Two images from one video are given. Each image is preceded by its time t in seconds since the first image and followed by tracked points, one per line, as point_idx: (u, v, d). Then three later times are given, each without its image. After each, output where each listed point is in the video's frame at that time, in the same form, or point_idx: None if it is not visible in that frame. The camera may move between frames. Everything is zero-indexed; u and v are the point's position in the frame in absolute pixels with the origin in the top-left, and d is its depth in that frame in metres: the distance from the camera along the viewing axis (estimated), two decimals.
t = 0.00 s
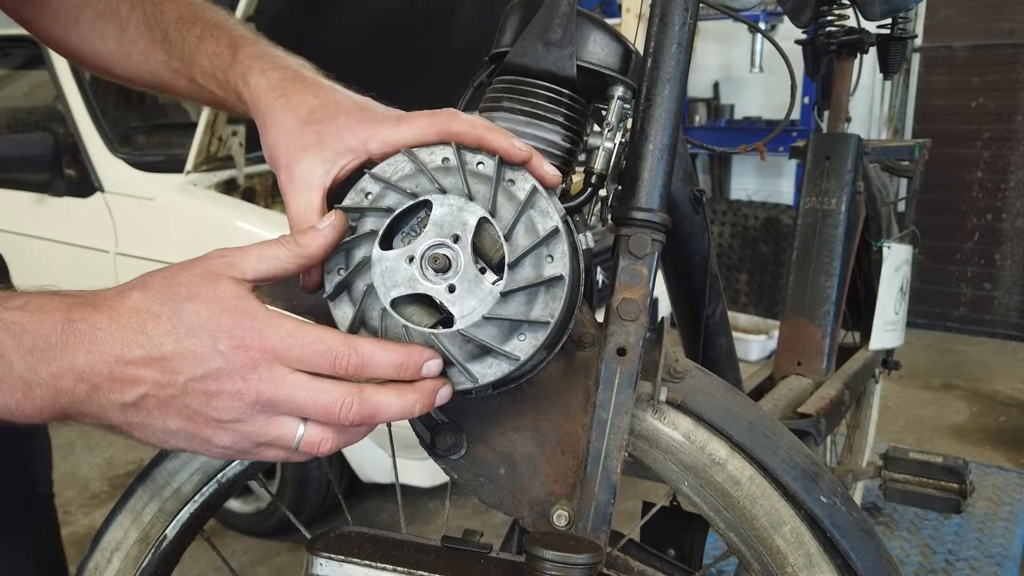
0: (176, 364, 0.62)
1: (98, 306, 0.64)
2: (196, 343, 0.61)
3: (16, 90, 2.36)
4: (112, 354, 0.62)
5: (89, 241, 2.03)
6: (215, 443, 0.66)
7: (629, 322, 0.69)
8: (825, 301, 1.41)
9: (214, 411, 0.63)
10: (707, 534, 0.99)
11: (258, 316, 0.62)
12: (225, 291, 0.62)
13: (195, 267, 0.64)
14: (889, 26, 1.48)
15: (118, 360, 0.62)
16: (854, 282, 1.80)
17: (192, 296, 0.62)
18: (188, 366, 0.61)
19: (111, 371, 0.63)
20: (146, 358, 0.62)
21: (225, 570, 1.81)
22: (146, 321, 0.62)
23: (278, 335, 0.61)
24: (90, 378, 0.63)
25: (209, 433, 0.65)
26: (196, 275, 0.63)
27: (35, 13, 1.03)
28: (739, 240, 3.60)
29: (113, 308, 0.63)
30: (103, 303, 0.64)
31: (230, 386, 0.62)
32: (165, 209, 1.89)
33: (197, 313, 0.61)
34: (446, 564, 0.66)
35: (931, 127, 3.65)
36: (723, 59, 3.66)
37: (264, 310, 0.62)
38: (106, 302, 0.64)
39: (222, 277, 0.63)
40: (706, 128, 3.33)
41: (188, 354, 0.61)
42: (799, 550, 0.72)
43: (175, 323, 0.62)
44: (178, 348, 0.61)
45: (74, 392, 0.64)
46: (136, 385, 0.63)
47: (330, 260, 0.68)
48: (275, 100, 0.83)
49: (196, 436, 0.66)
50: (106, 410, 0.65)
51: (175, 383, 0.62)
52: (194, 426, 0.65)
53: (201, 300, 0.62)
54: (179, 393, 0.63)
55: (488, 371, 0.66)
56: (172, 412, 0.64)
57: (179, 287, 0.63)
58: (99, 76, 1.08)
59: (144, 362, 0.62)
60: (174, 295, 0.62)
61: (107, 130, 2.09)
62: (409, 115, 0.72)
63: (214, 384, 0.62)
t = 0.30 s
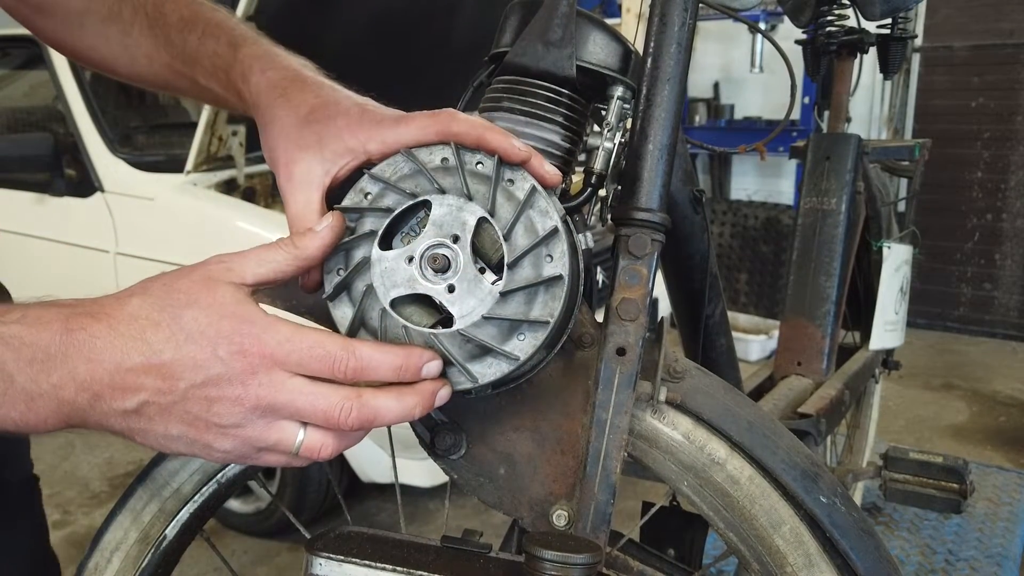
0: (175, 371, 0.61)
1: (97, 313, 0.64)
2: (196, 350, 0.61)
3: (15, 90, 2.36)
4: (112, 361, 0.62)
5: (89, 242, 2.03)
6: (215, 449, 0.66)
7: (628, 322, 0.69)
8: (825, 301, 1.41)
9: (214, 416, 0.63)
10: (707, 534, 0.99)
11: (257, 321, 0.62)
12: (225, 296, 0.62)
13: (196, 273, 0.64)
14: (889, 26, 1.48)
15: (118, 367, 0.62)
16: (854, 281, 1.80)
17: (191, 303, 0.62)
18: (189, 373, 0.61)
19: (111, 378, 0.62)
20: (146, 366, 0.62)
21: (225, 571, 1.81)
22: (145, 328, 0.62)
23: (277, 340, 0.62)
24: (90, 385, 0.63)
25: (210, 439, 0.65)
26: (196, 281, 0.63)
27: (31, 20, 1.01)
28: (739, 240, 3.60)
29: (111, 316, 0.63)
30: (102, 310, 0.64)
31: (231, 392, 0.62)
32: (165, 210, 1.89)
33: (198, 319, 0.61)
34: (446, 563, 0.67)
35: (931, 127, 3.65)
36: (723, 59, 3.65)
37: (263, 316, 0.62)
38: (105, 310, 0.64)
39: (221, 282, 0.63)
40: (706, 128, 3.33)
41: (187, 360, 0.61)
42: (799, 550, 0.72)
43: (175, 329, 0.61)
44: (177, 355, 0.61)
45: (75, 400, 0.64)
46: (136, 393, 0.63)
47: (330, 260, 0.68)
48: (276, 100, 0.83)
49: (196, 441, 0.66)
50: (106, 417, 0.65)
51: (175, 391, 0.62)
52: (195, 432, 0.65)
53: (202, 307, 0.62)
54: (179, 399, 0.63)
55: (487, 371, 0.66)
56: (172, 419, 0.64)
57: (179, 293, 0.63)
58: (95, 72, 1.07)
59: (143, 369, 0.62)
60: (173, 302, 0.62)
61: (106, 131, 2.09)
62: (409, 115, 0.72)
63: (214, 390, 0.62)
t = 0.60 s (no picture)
0: (182, 379, 0.62)
1: (107, 320, 0.65)
2: (202, 359, 0.61)
3: (16, 89, 2.37)
4: (121, 368, 0.62)
5: (88, 241, 2.03)
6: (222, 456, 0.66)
7: (628, 321, 0.69)
8: (825, 301, 1.41)
9: (219, 424, 0.63)
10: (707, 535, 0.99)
11: (259, 331, 0.61)
12: (230, 304, 0.62)
13: (199, 277, 0.64)
14: (889, 26, 1.48)
15: (126, 374, 0.62)
16: (854, 281, 1.80)
17: (197, 311, 0.62)
18: (196, 382, 0.61)
19: (120, 385, 0.62)
20: (153, 374, 0.62)
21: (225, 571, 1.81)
22: (153, 336, 0.62)
23: (280, 350, 0.61)
24: (100, 391, 0.64)
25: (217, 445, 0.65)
26: (199, 287, 0.63)
27: (46, 13, 1.05)
28: (739, 239, 3.60)
29: (119, 324, 0.64)
30: (112, 318, 0.64)
31: (235, 402, 0.62)
32: (165, 209, 1.89)
33: (203, 328, 0.61)
34: (445, 564, 0.67)
35: (931, 127, 3.64)
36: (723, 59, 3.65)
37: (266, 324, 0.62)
38: (114, 318, 0.64)
39: (225, 289, 0.63)
40: (706, 128, 3.33)
41: (193, 369, 0.61)
42: (799, 550, 0.72)
43: (181, 336, 0.61)
44: (184, 364, 0.61)
45: (85, 405, 0.64)
46: (144, 400, 0.63)
47: (330, 261, 0.68)
48: (276, 102, 0.84)
49: (203, 448, 0.66)
50: (116, 422, 0.65)
51: (182, 399, 0.62)
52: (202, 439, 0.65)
53: (208, 315, 0.62)
54: (186, 407, 0.63)
55: (488, 371, 0.66)
56: (179, 426, 0.64)
57: (183, 301, 0.62)
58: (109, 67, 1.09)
59: (151, 377, 0.62)
60: (179, 310, 0.62)
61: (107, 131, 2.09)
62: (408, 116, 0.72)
63: (222, 399, 0.62)
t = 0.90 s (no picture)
0: (175, 381, 0.62)
1: (110, 318, 0.65)
2: (196, 363, 0.61)
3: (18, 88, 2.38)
4: (120, 367, 0.63)
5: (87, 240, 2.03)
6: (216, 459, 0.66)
7: (628, 321, 0.69)
8: (825, 301, 1.41)
9: (210, 428, 0.63)
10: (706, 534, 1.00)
11: (250, 338, 0.61)
12: (225, 307, 0.62)
13: (199, 280, 0.64)
14: (889, 26, 1.48)
15: (125, 373, 0.63)
16: (854, 281, 1.80)
17: (194, 313, 0.62)
18: (187, 384, 0.62)
19: (120, 383, 0.63)
20: (149, 373, 0.62)
21: (225, 571, 1.81)
22: (152, 336, 0.63)
23: (268, 357, 0.61)
24: (100, 388, 0.64)
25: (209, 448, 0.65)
26: (199, 290, 0.63)
27: None
28: (739, 239, 3.60)
29: (121, 324, 0.64)
30: (114, 316, 0.65)
31: (224, 406, 0.62)
32: (164, 208, 1.88)
33: (198, 332, 0.61)
34: (445, 564, 0.66)
35: (931, 127, 3.64)
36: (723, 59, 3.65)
37: (259, 328, 0.62)
38: (118, 317, 0.65)
39: (225, 293, 0.63)
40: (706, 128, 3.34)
41: (185, 371, 0.61)
42: (799, 550, 0.72)
43: (176, 339, 0.62)
44: (177, 365, 0.62)
45: (88, 401, 0.66)
46: (140, 399, 0.63)
47: (330, 252, 0.67)
48: (324, 70, 0.84)
49: (198, 449, 0.66)
50: (116, 419, 0.66)
51: (174, 400, 0.63)
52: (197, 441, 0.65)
53: (205, 318, 0.62)
54: (179, 408, 0.63)
55: (479, 374, 0.66)
56: (173, 427, 0.65)
57: (183, 303, 0.63)
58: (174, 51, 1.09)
59: (147, 376, 0.63)
60: (176, 313, 0.62)
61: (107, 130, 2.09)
62: (447, 108, 0.74)
63: (211, 402, 0.62)
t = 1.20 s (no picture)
0: (171, 362, 0.63)
1: (114, 296, 0.67)
2: (190, 346, 0.62)
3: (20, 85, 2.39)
4: (122, 344, 0.64)
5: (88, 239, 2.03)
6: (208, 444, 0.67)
7: (628, 321, 0.69)
8: (825, 301, 1.41)
9: (201, 412, 0.64)
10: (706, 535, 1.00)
11: (244, 327, 0.62)
12: (225, 293, 0.63)
13: (203, 264, 0.65)
14: (889, 26, 1.48)
15: (126, 351, 0.64)
16: (854, 281, 1.80)
17: (194, 296, 0.63)
18: (181, 366, 0.63)
19: (121, 360, 0.65)
20: (148, 352, 0.64)
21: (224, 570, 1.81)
22: (154, 315, 0.64)
23: (259, 347, 0.62)
24: (103, 364, 0.66)
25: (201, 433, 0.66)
26: (202, 275, 0.64)
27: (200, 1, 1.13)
28: (739, 239, 3.59)
29: (125, 301, 0.66)
30: (119, 294, 0.66)
31: (216, 391, 0.63)
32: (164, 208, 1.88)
33: (196, 315, 0.63)
34: (445, 564, 0.66)
35: (931, 127, 3.64)
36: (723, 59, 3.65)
37: (257, 323, 0.62)
38: (122, 295, 0.66)
39: (225, 279, 0.64)
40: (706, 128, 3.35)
41: (179, 354, 0.63)
42: (799, 550, 0.72)
43: (174, 320, 0.63)
44: (173, 347, 0.63)
45: (91, 377, 0.67)
46: (139, 376, 0.65)
47: (331, 237, 0.67)
48: (353, 60, 0.85)
49: (191, 432, 0.67)
50: (119, 395, 0.67)
51: (169, 380, 0.64)
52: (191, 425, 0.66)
53: (204, 301, 0.63)
54: (172, 389, 0.64)
55: (465, 379, 0.65)
56: (170, 408, 0.66)
57: (185, 286, 0.64)
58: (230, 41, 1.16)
59: (145, 356, 0.64)
60: (178, 295, 0.64)
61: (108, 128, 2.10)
62: (466, 112, 0.72)
63: (203, 385, 0.63)
